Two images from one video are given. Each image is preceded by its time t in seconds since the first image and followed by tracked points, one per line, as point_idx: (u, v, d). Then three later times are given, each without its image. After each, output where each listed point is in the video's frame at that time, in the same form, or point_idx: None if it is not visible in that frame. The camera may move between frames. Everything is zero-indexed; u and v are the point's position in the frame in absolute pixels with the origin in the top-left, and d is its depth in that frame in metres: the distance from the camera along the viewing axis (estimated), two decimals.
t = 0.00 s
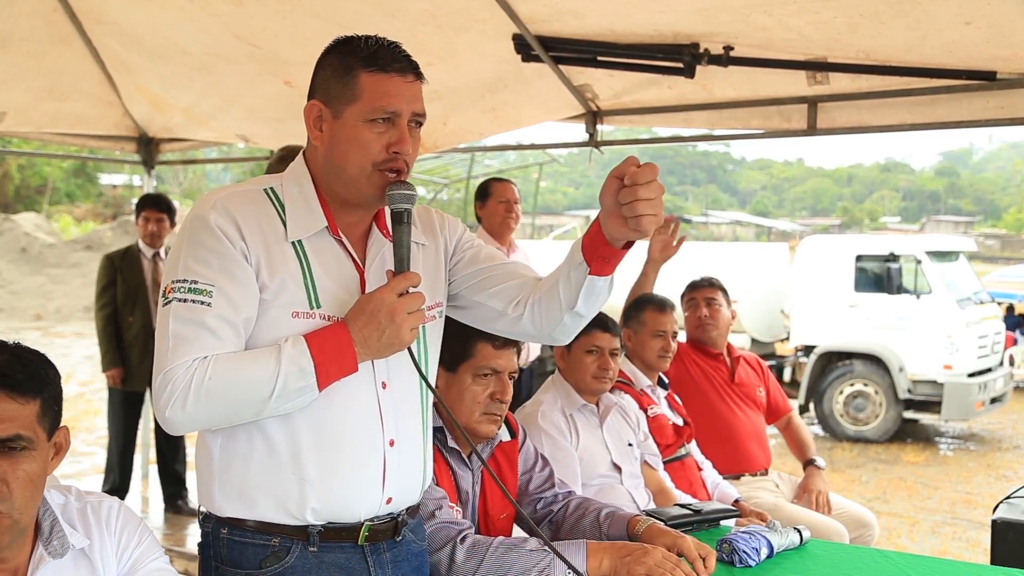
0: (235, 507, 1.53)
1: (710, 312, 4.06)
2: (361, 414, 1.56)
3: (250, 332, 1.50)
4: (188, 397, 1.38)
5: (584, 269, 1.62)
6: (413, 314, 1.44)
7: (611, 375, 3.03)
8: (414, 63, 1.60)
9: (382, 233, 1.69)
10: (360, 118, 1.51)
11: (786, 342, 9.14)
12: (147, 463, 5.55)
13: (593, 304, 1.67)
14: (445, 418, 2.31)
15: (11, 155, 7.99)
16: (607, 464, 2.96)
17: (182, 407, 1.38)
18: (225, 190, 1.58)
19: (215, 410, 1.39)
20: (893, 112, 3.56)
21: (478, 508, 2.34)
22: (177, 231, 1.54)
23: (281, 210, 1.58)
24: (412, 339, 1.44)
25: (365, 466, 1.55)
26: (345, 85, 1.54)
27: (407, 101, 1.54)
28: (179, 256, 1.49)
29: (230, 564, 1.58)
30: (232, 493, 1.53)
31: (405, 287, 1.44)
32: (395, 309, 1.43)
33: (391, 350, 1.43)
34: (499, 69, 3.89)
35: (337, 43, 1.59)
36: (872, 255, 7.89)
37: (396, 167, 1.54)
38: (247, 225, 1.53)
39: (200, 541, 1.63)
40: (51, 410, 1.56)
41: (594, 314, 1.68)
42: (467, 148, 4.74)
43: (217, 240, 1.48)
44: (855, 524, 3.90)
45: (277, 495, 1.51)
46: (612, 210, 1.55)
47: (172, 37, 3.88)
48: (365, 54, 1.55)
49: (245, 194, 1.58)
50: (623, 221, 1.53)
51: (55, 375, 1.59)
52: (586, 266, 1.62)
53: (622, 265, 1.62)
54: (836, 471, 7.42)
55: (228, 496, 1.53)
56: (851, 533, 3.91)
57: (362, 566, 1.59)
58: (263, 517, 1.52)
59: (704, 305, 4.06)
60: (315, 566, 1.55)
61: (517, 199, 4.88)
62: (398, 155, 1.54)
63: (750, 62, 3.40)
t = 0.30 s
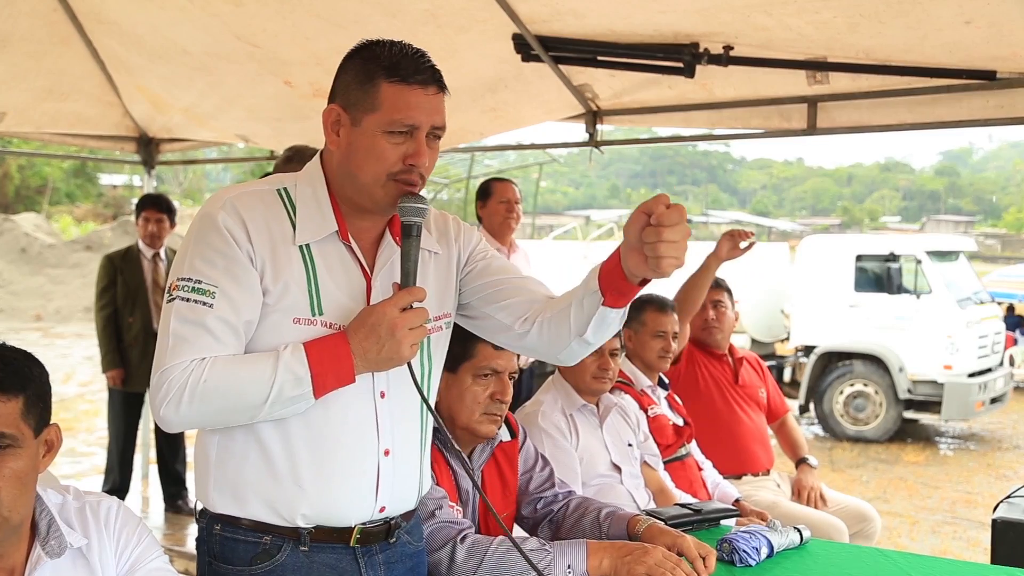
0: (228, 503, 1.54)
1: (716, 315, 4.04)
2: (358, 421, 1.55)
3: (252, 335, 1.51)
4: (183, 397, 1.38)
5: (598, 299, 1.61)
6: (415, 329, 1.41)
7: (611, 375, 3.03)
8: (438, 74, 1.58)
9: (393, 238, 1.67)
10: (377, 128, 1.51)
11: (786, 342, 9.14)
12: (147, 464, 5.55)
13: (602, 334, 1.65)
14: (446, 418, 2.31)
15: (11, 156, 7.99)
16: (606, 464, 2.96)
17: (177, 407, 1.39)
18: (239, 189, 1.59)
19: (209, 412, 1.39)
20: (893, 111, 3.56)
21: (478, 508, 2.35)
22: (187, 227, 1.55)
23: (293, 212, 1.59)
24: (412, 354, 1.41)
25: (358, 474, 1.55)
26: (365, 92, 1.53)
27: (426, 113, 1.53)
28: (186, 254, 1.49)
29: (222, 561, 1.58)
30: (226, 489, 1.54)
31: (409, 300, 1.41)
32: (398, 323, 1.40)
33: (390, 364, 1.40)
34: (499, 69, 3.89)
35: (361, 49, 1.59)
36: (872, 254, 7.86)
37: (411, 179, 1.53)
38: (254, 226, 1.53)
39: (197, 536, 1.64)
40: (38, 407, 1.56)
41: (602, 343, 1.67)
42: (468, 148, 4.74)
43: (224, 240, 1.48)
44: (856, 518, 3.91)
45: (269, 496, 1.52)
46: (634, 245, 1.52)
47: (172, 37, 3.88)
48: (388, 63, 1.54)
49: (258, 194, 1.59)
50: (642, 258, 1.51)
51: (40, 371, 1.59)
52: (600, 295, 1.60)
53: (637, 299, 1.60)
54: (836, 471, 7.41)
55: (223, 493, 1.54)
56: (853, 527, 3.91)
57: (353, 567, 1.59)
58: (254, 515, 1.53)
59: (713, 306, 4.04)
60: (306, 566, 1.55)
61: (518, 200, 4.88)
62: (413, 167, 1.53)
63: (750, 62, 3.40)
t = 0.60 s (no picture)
0: (217, 503, 1.55)
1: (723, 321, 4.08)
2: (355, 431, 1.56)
3: (257, 342, 1.51)
4: (182, 400, 1.38)
5: (598, 362, 1.65)
6: (419, 357, 1.42)
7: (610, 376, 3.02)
8: (472, 99, 1.56)
9: (408, 255, 1.68)
10: (404, 150, 1.49)
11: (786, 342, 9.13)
12: (147, 464, 5.55)
13: (596, 391, 1.71)
14: (446, 419, 2.31)
15: (10, 155, 8.00)
16: (606, 465, 2.96)
17: (174, 409, 1.39)
18: (256, 190, 1.58)
19: (207, 417, 1.40)
20: (893, 111, 3.56)
21: (477, 508, 2.35)
22: (200, 223, 1.54)
23: (308, 217, 1.59)
24: (413, 382, 1.42)
25: (349, 485, 1.56)
26: (396, 110, 1.52)
27: (455, 139, 1.52)
28: (197, 253, 1.49)
29: (211, 559, 1.58)
30: (216, 489, 1.54)
31: (415, 329, 1.42)
32: (401, 352, 1.41)
33: (390, 390, 1.41)
34: (499, 69, 3.89)
35: (397, 64, 1.57)
36: (872, 254, 7.86)
37: (432, 203, 1.53)
38: (267, 231, 1.53)
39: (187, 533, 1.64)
40: (15, 396, 1.52)
41: (593, 398, 1.73)
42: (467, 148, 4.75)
43: (236, 244, 1.48)
44: (855, 511, 3.89)
45: (257, 501, 1.52)
46: (644, 324, 1.55)
47: (171, 37, 3.88)
48: (422, 83, 1.52)
49: (273, 197, 1.59)
50: (647, 337, 1.55)
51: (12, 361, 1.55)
52: (602, 360, 1.64)
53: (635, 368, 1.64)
54: (836, 471, 7.41)
55: (213, 492, 1.55)
56: (856, 521, 3.89)
57: (340, 570, 1.59)
58: (242, 517, 1.54)
59: (725, 312, 4.08)
60: (293, 567, 1.55)
61: (518, 200, 4.87)
62: (435, 191, 1.52)
63: (750, 62, 3.40)
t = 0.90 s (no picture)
0: (223, 508, 1.53)
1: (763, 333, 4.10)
2: (361, 430, 1.56)
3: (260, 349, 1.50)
4: (191, 414, 1.38)
5: (520, 383, 1.65)
6: (426, 357, 1.45)
7: (610, 376, 3.00)
8: (466, 98, 1.56)
9: (404, 253, 1.68)
10: (405, 150, 1.49)
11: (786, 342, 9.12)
12: (147, 463, 5.55)
13: (525, 414, 1.69)
14: (446, 418, 2.31)
15: (10, 155, 8.01)
16: (607, 465, 2.96)
17: (184, 422, 1.38)
18: (249, 195, 1.56)
19: (217, 427, 1.39)
20: (893, 111, 3.56)
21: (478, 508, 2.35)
22: (193, 230, 1.53)
23: (302, 220, 1.58)
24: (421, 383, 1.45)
25: (357, 485, 1.56)
26: (395, 110, 1.51)
27: (454, 137, 1.52)
28: (194, 261, 1.48)
29: (219, 564, 1.57)
30: (223, 496, 1.53)
31: (422, 330, 1.45)
32: (410, 352, 1.43)
33: (399, 391, 1.44)
34: (499, 69, 3.89)
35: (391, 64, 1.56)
36: (872, 254, 7.87)
37: (431, 201, 1.52)
38: (264, 237, 1.52)
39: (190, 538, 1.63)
40: None
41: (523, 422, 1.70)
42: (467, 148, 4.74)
43: (235, 252, 1.47)
44: (856, 513, 3.88)
45: (266, 506, 1.52)
46: (552, 344, 1.54)
47: (171, 37, 3.88)
48: (419, 83, 1.52)
49: (266, 201, 1.57)
50: (556, 358, 1.54)
51: None
52: (524, 380, 1.64)
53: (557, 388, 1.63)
54: (837, 471, 7.42)
55: (220, 498, 1.53)
56: (856, 522, 3.88)
57: (350, 571, 1.60)
58: (254, 522, 1.53)
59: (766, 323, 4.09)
60: (305, 569, 1.55)
61: (519, 200, 4.87)
62: (437, 190, 1.52)
63: (750, 62, 3.40)
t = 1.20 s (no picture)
0: (258, 522, 1.50)
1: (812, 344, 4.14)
2: (382, 417, 1.58)
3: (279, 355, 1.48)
4: (239, 428, 1.35)
5: (466, 369, 1.86)
6: (441, 327, 1.51)
7: (610, 375, 3.04)
8: (416, 57, 1.63)
9: (379, 234, 1.73)
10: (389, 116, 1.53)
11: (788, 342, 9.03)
12: (147, 463, 5.55)
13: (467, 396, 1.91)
14: (446, 419, 2.30)
15: (9, 155, 8.00)
16: (607, 465, 2.96)
17: (233, 437, 1.35)
18: (235, 205, 1.53)
19: (266, 435, 1.37)
20: (894, 111, 3.56)
21: (478, 508, 2.35)
22: (188, 248, 1.48)
23: (291, 222, 1.56)
24: (441, 349, 1.52)
25: (388, 471, 1.58)
26: (366, 81, 1.53)
27: (422, 96, 1.59)
28: (200, 276, 1.44)
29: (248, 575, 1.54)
30: (254, 510, 1.49)
31: (432, 299, 1.51)
32: (428, 323, 1.50)
33: (424, 362, 1.50)
34: (499, 69, 3.89)
35: (346, 38, 1.57)
36: (872, 254, 7.87)
37: (418, 160, 1.58)
38: (268, 240, 1.50)
39: (210, 552, 1.58)
40: None
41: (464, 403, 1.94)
42: (468, 148, 4.74)
43: (245, 259, 1.44)
44: (856, 529, 3.91)
45: (304, 511, 1.50)
46: (498, 340, 1.75)
47: (171, 37, 3.88)
48: (377, 49, 1.56)
49: (254, 207, 1.54)
50: (500, 350, 1.76)
51: None
52: (468, 367, 1.85)
53: (497, 374, 1.85)
54: (836, 471, 7.42)
55: (250, 513, 1.50)
56: (851, 537, 3.91)
57: (378, 567, 1.61)
58: (294, 529, 1.50)
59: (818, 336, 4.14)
60: (336, 572, 1.55)
61: (520, 200, 4.87)
62: (420, 149, 1.57)
63: (750, 62, 3.40)
